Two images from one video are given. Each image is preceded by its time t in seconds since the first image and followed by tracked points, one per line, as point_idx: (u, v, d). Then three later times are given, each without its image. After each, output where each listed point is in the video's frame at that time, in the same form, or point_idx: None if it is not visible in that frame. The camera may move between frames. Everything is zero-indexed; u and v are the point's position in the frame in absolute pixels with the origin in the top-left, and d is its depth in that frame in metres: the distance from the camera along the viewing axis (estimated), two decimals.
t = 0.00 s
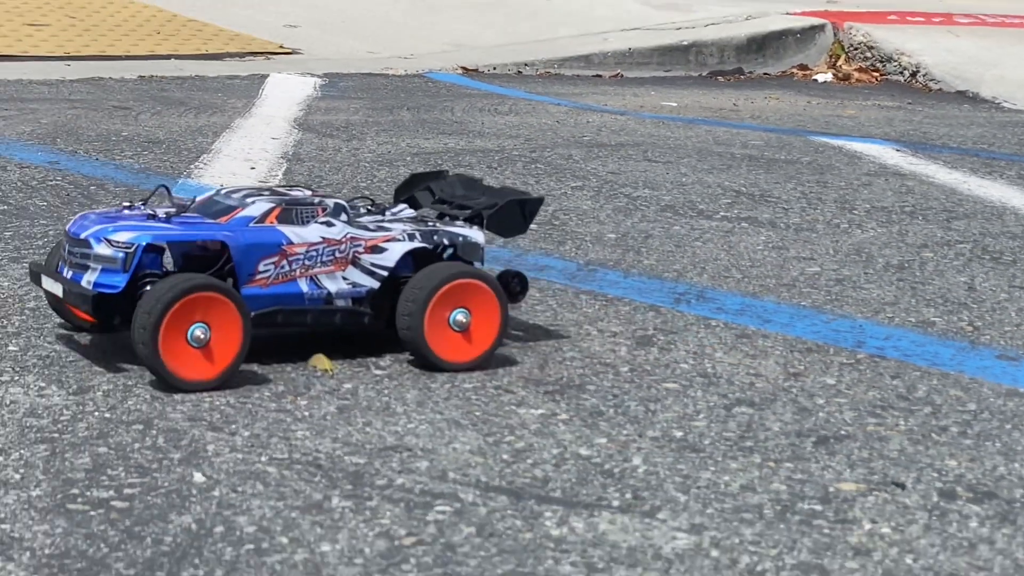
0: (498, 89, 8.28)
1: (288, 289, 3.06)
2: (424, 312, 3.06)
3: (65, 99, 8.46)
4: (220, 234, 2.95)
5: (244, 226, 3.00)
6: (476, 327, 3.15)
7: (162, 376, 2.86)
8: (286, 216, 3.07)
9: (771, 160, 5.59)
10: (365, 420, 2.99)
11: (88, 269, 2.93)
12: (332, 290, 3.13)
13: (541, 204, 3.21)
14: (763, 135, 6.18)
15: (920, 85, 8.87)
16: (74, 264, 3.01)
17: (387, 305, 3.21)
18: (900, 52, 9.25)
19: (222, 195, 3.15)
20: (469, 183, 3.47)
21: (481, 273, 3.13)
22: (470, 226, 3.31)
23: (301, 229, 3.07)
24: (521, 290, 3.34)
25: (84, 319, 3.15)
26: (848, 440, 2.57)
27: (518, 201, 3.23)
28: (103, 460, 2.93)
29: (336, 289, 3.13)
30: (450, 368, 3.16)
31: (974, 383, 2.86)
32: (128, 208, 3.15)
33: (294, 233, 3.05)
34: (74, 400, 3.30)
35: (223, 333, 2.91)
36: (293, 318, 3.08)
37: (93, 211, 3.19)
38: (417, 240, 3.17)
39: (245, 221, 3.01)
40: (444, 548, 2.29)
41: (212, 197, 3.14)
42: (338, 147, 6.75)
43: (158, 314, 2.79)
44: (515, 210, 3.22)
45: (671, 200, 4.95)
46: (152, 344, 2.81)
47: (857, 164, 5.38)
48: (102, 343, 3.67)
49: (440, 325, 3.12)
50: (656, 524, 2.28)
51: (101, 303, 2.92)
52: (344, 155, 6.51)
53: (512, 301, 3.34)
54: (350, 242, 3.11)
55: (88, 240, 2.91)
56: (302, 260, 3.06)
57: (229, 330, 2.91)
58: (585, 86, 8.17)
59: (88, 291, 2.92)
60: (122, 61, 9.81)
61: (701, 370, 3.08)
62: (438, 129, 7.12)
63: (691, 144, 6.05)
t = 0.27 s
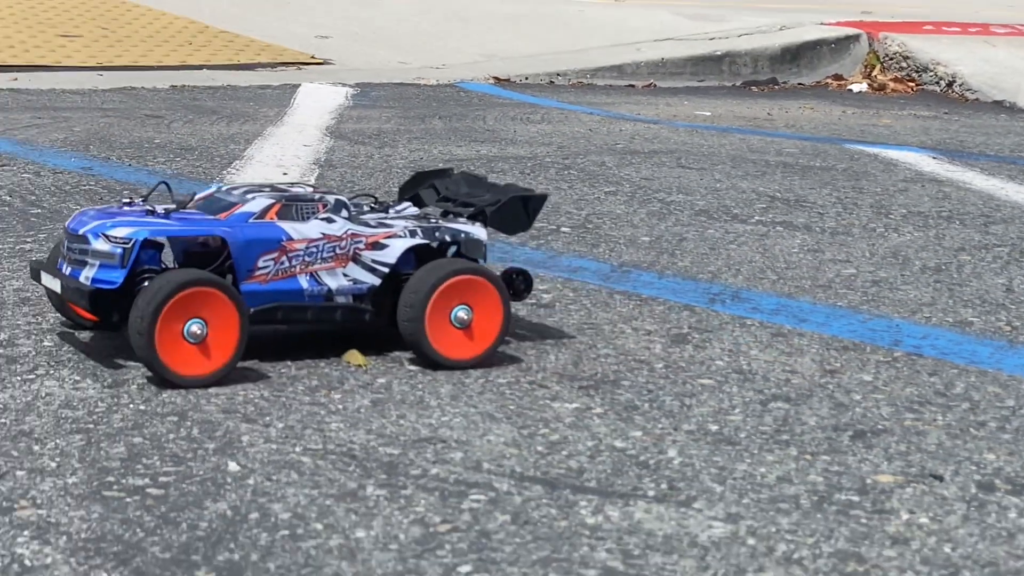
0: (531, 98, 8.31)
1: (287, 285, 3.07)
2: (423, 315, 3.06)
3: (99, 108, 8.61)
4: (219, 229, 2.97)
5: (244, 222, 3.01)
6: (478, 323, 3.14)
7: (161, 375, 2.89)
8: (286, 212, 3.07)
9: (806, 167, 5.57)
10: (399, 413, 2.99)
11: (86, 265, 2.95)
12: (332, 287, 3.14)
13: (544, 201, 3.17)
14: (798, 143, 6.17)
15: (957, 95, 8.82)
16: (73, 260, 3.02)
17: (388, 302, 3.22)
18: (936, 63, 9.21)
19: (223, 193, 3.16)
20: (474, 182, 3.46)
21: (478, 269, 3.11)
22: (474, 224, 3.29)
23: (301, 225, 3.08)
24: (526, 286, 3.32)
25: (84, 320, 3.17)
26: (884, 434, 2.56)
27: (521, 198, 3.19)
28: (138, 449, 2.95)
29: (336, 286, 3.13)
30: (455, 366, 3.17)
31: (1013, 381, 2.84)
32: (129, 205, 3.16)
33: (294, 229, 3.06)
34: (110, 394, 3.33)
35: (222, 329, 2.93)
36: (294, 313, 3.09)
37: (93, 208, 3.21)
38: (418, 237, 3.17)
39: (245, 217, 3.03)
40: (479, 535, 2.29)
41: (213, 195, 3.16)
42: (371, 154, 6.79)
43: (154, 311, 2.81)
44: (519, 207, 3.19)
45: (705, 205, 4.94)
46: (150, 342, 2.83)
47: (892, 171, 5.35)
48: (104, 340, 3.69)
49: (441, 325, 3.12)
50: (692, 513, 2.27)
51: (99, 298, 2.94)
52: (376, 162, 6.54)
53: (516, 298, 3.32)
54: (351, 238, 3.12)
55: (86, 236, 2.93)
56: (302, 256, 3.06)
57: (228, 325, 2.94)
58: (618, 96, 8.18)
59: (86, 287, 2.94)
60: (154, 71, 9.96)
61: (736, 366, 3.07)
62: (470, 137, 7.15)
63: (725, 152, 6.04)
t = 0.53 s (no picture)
0: (562, 109, 8.32)
1: (287, 284, 3.09)
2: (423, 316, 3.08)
3: (130, 119, 8.72)
4: (218, 228, 2.99)
5: (243, 221, 3.04)
6: (479, 322, 3.15)
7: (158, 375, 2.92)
8: (286, 212, 3.10)
9: (840, 175, 5.55)
10: (433, 409, 2.99)
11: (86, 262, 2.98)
12: (332, 287, 3.15)
13: (545, 201, 3.19)
14: (832, 152, 6.14)
15: (992, 105, 8.76)
16: (74, 258, 3.06)
17: (390, 301, 3.23)
18: (971, 73, 9.14)
19: (225, 193, 3.19)
20: (477, 183, 3.50)
21: (477, 268, 3.13)
22: (477, 224, 3.30)
23: (301, 225, 3.10)
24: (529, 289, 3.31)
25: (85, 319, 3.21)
26: (922, 432, 2.57)
27: (524, 199, 3.21)
28: (174, 442, 2.96)
29: (337, 285, 3.15)
30: (460, 366, 3.19)
31: None
32: (131, 204, 3.20)
33: (294, 228, 3.08)
34: (145, 390, 3.35)
35: (220, 327, 2.95)
36: (295, 312, 3.11)
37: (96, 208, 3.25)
38: (420, 237, 3.18)
39: (245, 216, 3.05)
40: (515, 525, 2.29)
41: (215, 195, 3.19)
42: (402, 162, 6.82)
43: (150, 309, 2.84)
44: (521, 208, 3.20)
45: (738, 211, 4.94)
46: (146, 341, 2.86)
47: (928, 179, 5.33)
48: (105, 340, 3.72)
49: (443, 325, 3.14)
50: (729, 505, 2.28)
51: (98, 295, 2.98)
52: (408, 170, 6.57)
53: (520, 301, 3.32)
54: (351, 238, 3.13)
55: (86, 234, 2.97)
56: (302, 255, 3.08)
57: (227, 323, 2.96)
58: (650, 106, 8.19)
59: (87, 285, 2.97)
60: (184, 83, 10.07)
61: (772, 366, 3.06)
62: (501, 146, 7.17)
63: (758, 160, 6.03)
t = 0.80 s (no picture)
0: (594, 120, 8.33)
1: (288, 285, 3.10)
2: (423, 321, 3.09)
3: (161, 128, 8.82)
4: (219, 229, 3.01)
5: (244, 221, 3.06)
6: (480, 322, 3.16)
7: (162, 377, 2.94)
8: (287, 212, 3.12)
9: (874, 184, 5.53)
10: (467, 407, 2.98)
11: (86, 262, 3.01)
12: (333, 287, 3.17)
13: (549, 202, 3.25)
14: (866, 162, 6.13)
15: None
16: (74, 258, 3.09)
17: (392, 303, 3.24)
18: (1006, 85, 9.09)
19: (227, 193, 3.22)
20: (482, 184, 3.52)
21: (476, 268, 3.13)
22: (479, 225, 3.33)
23: (302, 225, 3.12)
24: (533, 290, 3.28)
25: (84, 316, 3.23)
26: (959, 431, 2.58)
27: (528, 200, 3.26)
28: (210, 438, 2.97)
29: (338, 286, 3.16)
30: (466, 368, 3.20)
31: None
32: (133, 204, 3.23)
33: (295, 229, 3.10)
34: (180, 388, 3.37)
35: (222, 325, 2.97)
36: (296, 312, 3.13)
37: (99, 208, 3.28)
38: (422, 238, 3.19)
39: (245, 216, 3.07)
40: (552, 518, 2.30)
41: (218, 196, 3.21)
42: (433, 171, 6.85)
43: (147, 311, 2.86)
44: (526, 209, 3.26)
45: (772, 218, 4.93)
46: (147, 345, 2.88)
47: (963, 188, 5.31)
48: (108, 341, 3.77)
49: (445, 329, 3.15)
50: (766, 501, 2.30)
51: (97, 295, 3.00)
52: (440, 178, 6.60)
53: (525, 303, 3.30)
54: (353, 239, 3.15)
55: (86, 234, 3.00)
56: (303, 255, 3.10)
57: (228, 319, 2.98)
58: (682, 117, 8.19)
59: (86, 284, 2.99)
60: (214, 94, 10.16)
61: (808, 367, 3.06)
62: (533, 155, 7.18)
63: (792, 170, 6.02)
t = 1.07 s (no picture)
0: (625, 131, 8.34)
1: (290, 287, 3.12)
2: (425, 329, 3.10)
3: (191, 138, 8.90)
4: (221, 230, 3.03)
5: (246, 223, 3.07)
6: (482, 325, 3.17)
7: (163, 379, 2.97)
8: (289, 214, 3.13)
9: (907, 193, 5.52)
10: (503, 407, 2.99)
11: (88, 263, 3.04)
12: (335, 290, 3.18)
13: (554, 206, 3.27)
14: (900, 172, 6.11)
15: None
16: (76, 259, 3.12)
17: (393, 307, 3.26)
18: None
19: (230, 196, 3.23)
20: (487, 188, 3.48)
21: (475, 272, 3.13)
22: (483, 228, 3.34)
23: (304, 227, 3.13)
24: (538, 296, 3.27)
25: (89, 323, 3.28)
26: (998, 432, 2.59)
27: (531, 203, 3.29)
28: (247, 435, 2.98)
29: (340, 289, 3.18)
30: (470, 371, 3.22)
31: None
32: (136, 206, 3.25)
33: (297, 231, 3.12)
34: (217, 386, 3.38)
35: (221, 325, 2.99)
36: (297, 315, 3.14)
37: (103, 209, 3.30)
38: (425, 241, 3.21)
39: (246, 218, 3.08)
40: (589, 514, 2.31)
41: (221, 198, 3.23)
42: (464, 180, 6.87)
43: (144, 318, 2.87)
44: (529, 213, 3.29)
45: (805, 226, 4.93)
46: (145, 350, 2.89)
47: (998, 198, 5.30)
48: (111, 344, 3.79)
49: (448, 334, 3.16)
50: (804, 499, 2.31)
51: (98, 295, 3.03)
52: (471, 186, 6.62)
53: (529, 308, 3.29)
54: (355, 242, 3.16)
55: (87, 235, 3.02)
56: (304, 258, 3.11)
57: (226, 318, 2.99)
58: (713, 128, 8.20)
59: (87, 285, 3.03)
60: (244, 105, 10.25)
61: (844, 370, 3.05)
62: (564, 164, 7.20)
63: (824, 179, 6.01)
